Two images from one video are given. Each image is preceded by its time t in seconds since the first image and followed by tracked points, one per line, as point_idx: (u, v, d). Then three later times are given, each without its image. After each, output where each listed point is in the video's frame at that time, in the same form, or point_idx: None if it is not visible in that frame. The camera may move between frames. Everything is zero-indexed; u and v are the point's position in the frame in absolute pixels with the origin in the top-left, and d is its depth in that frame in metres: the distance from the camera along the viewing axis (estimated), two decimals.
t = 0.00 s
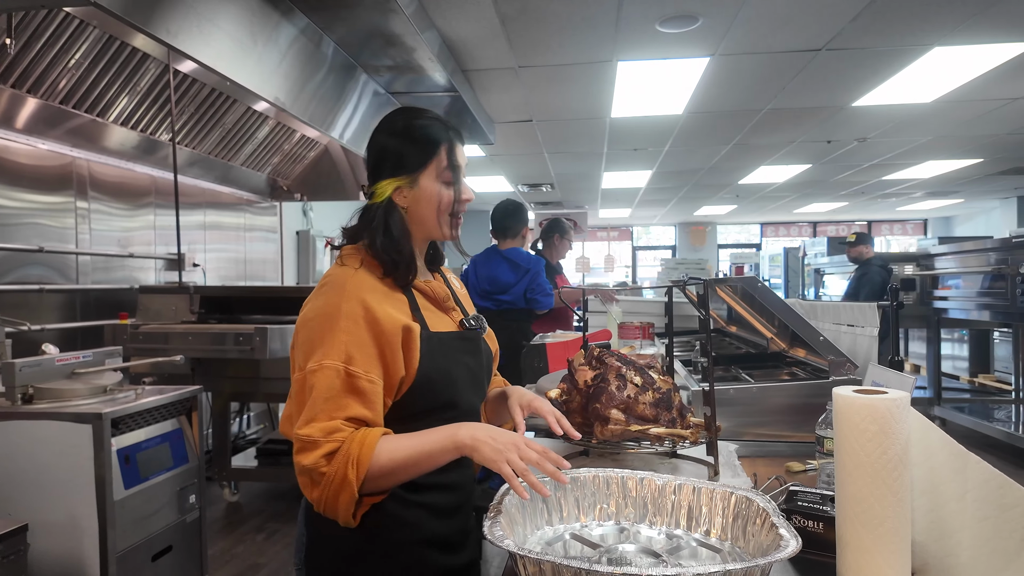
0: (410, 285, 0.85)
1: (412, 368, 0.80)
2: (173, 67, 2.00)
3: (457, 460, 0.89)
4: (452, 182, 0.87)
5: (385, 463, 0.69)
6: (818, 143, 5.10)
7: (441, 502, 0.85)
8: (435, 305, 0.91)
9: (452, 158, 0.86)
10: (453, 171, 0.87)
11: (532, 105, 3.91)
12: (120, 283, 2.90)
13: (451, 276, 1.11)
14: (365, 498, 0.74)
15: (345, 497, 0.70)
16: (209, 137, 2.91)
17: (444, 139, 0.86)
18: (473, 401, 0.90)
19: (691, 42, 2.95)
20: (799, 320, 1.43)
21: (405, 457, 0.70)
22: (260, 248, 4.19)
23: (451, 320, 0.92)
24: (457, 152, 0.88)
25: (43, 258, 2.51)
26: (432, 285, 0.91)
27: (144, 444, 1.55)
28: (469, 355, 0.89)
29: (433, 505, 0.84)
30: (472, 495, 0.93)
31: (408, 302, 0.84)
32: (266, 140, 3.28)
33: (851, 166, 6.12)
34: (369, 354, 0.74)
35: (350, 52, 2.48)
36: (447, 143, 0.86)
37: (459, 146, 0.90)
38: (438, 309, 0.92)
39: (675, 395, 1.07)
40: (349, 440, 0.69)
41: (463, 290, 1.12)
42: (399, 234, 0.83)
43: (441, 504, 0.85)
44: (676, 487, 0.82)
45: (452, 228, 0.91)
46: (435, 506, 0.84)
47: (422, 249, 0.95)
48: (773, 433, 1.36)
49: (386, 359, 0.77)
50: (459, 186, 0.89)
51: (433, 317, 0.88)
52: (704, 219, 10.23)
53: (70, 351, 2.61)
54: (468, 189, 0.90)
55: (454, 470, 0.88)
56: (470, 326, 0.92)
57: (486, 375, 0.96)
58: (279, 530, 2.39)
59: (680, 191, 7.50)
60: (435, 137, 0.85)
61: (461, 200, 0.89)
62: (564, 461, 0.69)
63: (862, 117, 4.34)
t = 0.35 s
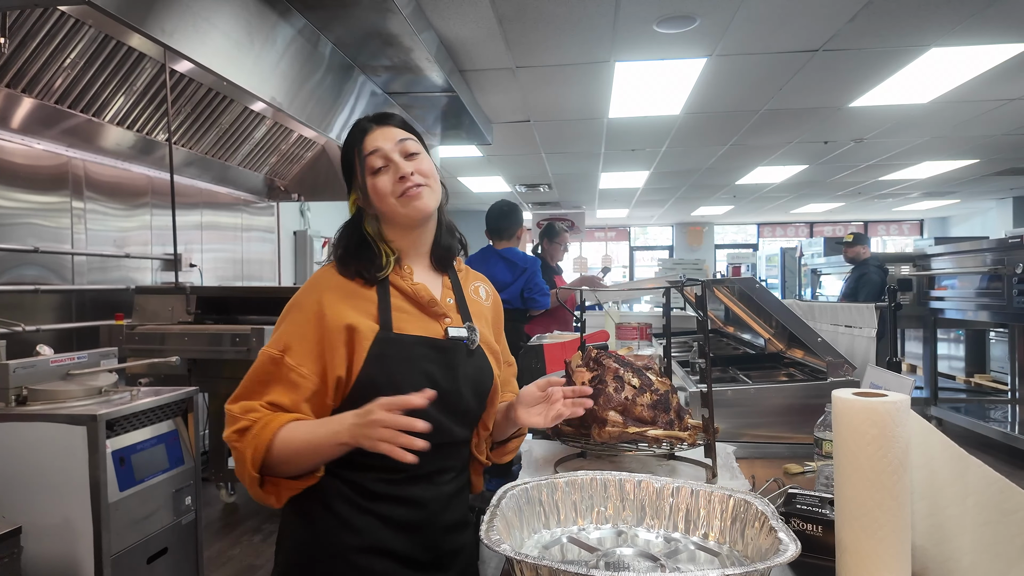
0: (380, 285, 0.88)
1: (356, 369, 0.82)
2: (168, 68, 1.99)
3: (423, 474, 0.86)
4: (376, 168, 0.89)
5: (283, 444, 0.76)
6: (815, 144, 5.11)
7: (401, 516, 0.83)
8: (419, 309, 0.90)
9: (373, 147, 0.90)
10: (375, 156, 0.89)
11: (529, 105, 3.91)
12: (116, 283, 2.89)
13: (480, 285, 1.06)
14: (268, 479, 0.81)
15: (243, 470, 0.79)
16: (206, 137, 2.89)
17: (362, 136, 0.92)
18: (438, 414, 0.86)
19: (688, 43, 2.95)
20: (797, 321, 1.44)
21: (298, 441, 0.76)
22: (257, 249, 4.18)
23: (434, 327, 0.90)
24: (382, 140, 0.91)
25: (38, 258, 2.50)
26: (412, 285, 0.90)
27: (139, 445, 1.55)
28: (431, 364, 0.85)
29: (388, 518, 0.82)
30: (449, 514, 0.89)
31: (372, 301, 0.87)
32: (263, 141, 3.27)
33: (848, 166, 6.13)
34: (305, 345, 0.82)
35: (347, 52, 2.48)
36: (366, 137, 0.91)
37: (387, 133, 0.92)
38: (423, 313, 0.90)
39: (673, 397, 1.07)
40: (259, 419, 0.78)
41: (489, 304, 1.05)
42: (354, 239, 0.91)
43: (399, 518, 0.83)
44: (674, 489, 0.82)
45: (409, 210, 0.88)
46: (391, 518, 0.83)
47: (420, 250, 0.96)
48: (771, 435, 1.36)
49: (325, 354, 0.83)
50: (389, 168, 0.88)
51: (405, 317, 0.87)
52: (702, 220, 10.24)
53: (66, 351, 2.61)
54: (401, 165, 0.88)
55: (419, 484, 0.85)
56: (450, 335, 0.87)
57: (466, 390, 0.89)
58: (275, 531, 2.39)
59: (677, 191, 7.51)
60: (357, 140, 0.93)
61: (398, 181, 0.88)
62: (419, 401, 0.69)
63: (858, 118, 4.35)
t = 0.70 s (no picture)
0: (370, 283, 0.90)
1: (337, 368, 0.85)
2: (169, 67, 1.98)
3: (411, 476, 0.86)
4: (382, 167, 0.89)
5: (259, 432, 0.83)
6: (815, 144, 5.11)
7: (389, 518, 0.84)
8: (409, 307, 0.90)
9: (383, 145, 0.90)
10: (382, 155, 0.89)
11: (530, 105, 3.90)
12: (115, 283, 2.88)
13: (489, 284, 1.02)
14: (250, 463, 0.87)
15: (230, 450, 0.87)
16: (206, 137, 2.88)
17: (376, 131, 0.92)
18: (420, 414, 0.85)
19: (688, 43, 2.95)
20: (803, 322, 1.45)
21: (268, 432, 0.81)
22: (256, 249, 4.17)
23: (424, 325, 0.89)
24: (393, 139, 0.90)
25: (38, 258, 2.49)
26: (402, 284, 0.90)
27: (140, 447, 1.54)
28: (409, 361, 0.86)
29: (375, 518, 0.84)
30: (442, 520, 0.86)
31: (360, 301, 0.89)
32: (263, 140, 3.26)
33: (847, 167, 6.13)
34: (294, 343, 0.88)
35: (347, 52, 2.47)
36: (377, 134, 0.92)
37: (398, 131, 0.91)
38: (413, 312, 0.90)
39: (679, 400, 1.06)
40: (246, 411, 0.86)
41: (499, 304, 1.01)
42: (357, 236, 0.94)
43: (385, 520, 0.84)
44: (682, 493, 0.81)
45: (408, 211, 0.88)
46: (377, 519, 0.84)
47: (422, 250, 0.96)
48: (775, 437, 1.35)
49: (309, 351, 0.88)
50: (394, 168, 0.88)
51: (390, 315, 0.88)
52: (701, 220, 10.24)
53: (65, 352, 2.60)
54: (406, 168, 0.87)
55: (408, 486, 0.85)
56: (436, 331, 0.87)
57: (453, 388, 0.88)
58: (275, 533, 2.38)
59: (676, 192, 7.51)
60: (372, 133, 0.93)
61: (400, 185, 0.87)
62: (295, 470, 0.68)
63: (858, 119, 4.35)
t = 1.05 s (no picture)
0: (370, 284, 0.90)
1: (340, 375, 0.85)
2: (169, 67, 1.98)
3: (420, 472, 0.86)
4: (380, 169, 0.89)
5: (270, 442, 0.83)
6: (815, 145, 5.11)
7: (399, 514, 0.85)
8: (410, 308, 0.90)
9: (380, 149, 0.89)
10: (380, 157, 0.89)
11: (530, 106, 3.90)
12: (116, 283, 2.88)
13: (490, 281, 1.03)
14: (263, 469, 0.87)
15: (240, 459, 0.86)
16: (206, 136, 2.88)
17: (372, 133, 0.91)
18: (423, 415, 0.85)
19: (689, 43, 2.94)
20: (804, 322, 1.45)
21: (279, 444, 0.81)
22: (257, 249, 4.17)
23: (426, 326, 0.89)
24: (390, 143, 0.89)
25: (38, 258, 2.49)
26: (402, 286, 0.90)
27: (141, 447, 1.54)
28: (412, 363, 0.86)
29: (386, 514, 0.85)
30: (456, 513, 0.87)
31: (361, 303, 0.89)
32: (263, 141, 3.26)
33: (847, 167, 6.13)
34: (297, 347, 0.88)
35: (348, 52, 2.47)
36: (374, 135, 0.91)
37: (396, 132, 0.90)
38: (414, 313, 0.90)
39: (680, 400, 1.06)
40: (254, 418, 0.86)
41: (500, 300, 1.02)
42: (355, 236, 0.94)
43: (396, 515, 0.85)
44: (684, 493, 0.81)
45: (407, 215, 0.88)
46: (389, 515, 0.85)
47: (420, 250, 0.96)
48: (777, 437, 1.35)
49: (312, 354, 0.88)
50: (392, 171, 0.88)
51: (391, 317, 0.88)
52: (701, 220, 10.23)
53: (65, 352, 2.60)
54: (404, 172, 0.87)
55: (417, 483, 0.86)
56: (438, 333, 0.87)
57: (457, 388, 0.88)
58: (276, 533, 2.37)
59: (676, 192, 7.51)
60: (368, 135, 0.91)
61: (400, 192, 0.87)
62: (339, 493, 0.65)
63: (859, 119, 4.35)
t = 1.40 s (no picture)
0: (371, 285, 0.90)
1: (346, 381, 0.84)
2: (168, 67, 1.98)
3: (433, 467, 0.87)
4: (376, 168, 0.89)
5: (279, 450, 0.83)
6: (814, 145, 5.11)
7: (414, 508, 0.85)
8: (413, 309, 0.90)
9: (376, 145, 0.89)
10: (376, 155, 0.89)
11: (530, 106, 3.90)
12: (115, 284, 2.88)
13: (490, 277, 1.03)
14: (271, 475, 0.87)
15: (249, 467, 0.86)
16: (206, 137, 2.88)
17: (368, 129, 0.91)
18: (432, 416, 0.86)
19: (688, 44, 2.95)
20: (804, 322, 1.45)
21: (289, 451, 0.81)
22: (257, 249, 4.17)
23: (430, 327, 0.90)
24: (386, 139, 0.89)
25: (38, 258, 2.49)
26: (404, 287, 0.90)
27: (141, 448, 1.54)
28: (418, 367, 0.86)
29: (399, 509, 0.85)
30: (467, 503, 0.89)
31: (363, 306, 0.88)
32: (263, 141, 3.26)
33: (846, 167, 6.14)
34: (299, 353, 0.88)
35: (348, 52, 2.47)
36: (369, 133, 0.91)
37: (391, 129, 0.90)
38: (417, 315, 0.90)
39: (679, 400, 1.06)
40: (260, 428, 0.86)
41: (501, 296, 1.03)
42: (352, 236, 0.94)
43: (412, 510, 0.85)
44: (683, 493, 0.81)
45: (404, 213, 0.88)
46: (404, 510, 0.85)
47: (418, 249, 0.96)
48: (776, 437, 1.35)
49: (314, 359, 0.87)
50: (388, 170, 0.88)
51: (395, 320, 0.88)
52: (700, 220, 10.24)
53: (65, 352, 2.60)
54: (400, 170, 0.87)
55: (430, 477, 0.87)
56: (443, 335, 0.87)
57: (462, 389, 0.89)
58: (276, 533, 2.38)
59: (676, 192, 7.51)
60: (364, 131, 0.91)
61: (397, 188, 0.87)
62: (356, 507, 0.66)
63: (859, 119, 4.35)
